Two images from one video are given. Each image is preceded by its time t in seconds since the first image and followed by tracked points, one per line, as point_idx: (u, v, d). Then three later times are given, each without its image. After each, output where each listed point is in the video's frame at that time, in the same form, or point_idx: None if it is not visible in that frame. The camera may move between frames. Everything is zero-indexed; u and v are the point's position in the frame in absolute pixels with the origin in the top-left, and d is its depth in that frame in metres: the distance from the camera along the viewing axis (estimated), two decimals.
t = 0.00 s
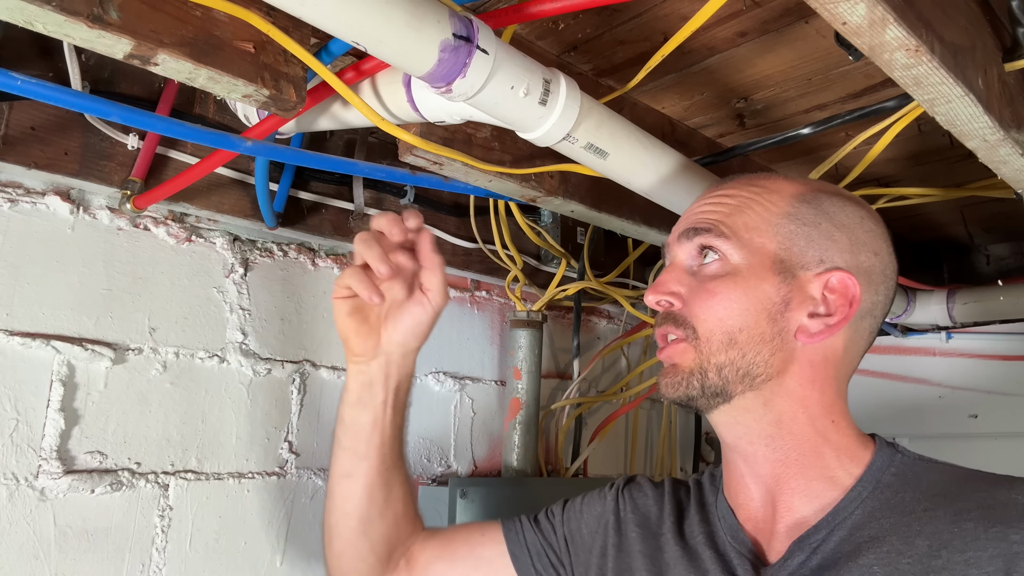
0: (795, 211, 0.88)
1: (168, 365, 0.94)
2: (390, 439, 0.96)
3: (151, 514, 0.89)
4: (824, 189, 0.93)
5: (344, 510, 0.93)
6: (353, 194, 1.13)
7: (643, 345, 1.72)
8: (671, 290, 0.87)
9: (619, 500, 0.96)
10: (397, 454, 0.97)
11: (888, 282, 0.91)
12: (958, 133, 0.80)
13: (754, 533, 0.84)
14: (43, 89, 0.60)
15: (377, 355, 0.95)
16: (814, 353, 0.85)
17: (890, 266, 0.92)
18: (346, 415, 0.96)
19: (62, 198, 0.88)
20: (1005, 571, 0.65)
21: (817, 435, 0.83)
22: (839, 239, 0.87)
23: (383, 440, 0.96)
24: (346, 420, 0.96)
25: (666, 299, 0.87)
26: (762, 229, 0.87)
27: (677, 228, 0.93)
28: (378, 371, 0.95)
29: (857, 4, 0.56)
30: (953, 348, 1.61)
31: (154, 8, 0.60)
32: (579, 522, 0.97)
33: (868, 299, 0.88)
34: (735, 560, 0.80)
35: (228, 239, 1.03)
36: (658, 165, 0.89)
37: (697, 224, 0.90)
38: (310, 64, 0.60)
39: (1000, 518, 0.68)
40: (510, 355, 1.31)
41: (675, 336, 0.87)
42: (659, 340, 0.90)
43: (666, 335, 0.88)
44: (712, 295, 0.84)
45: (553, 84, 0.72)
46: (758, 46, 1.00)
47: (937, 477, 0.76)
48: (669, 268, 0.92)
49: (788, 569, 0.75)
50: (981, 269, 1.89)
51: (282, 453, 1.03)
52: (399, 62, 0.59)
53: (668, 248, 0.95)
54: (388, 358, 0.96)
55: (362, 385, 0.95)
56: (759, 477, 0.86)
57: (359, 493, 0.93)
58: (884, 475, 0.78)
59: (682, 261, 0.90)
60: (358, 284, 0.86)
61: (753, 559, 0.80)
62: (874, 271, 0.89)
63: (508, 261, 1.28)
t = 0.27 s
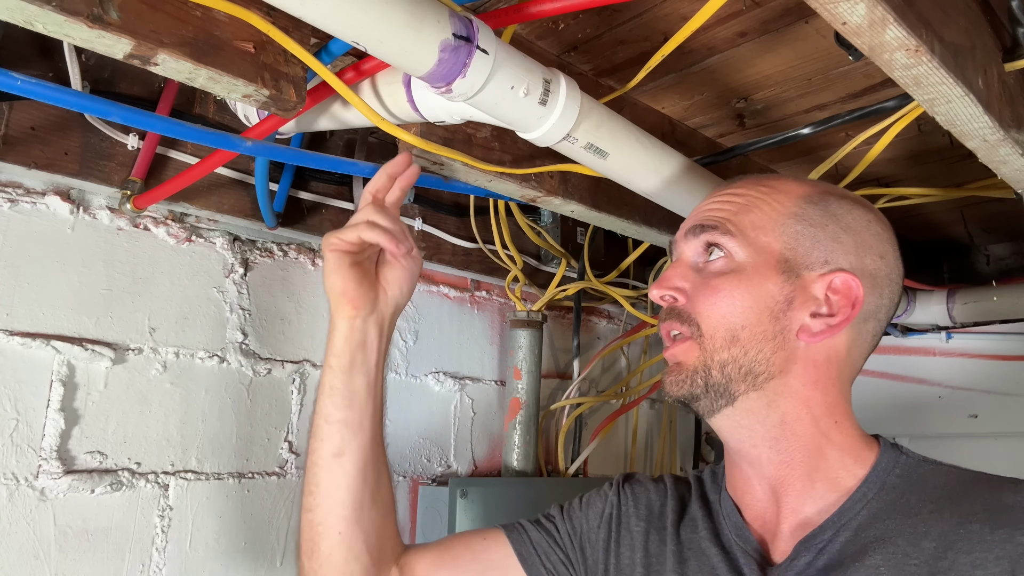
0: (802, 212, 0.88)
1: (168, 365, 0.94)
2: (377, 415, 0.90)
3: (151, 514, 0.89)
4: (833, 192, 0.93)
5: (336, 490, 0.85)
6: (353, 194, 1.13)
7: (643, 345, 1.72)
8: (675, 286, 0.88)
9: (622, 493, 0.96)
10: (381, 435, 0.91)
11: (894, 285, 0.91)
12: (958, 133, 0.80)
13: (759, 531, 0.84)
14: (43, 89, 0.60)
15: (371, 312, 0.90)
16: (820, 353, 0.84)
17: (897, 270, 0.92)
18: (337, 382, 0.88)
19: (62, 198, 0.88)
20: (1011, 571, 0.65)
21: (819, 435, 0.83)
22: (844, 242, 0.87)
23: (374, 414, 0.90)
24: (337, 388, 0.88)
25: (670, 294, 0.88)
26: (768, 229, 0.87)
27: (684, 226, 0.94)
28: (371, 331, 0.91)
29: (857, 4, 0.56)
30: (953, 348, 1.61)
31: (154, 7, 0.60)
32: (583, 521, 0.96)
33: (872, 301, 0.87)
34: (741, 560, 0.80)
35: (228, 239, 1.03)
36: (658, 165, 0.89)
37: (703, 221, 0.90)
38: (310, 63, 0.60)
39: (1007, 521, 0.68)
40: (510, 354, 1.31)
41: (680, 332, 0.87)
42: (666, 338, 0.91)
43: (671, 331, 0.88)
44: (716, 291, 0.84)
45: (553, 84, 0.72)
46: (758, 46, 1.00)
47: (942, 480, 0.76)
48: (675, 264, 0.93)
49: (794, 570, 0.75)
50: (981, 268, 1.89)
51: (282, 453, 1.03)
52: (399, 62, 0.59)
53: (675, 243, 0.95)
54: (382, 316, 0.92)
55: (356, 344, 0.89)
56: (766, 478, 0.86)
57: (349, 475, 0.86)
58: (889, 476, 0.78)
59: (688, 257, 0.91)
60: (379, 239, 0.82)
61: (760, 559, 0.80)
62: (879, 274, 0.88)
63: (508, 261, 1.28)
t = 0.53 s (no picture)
0: (802, 212, 0.88)
1: (168, 365, 0.94)
2: (371, 395, 0.90)
3: (151, 514, 0.89)
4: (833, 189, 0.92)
5: (331, 470, 0.84)
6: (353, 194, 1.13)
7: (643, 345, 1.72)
8: (675, 289, 0.88)
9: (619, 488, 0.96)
10: (376, 417, 0.90)
11: (893, 285, 0.91)
12: (958, 133, 0.80)
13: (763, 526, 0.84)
14: (43, 90, 0.60)
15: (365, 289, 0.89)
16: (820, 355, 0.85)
17: (896, 269, 0.92)
18: (330, 361, 0.88)
19: (63, 198, 0.88)
20: None
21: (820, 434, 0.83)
22: (845, 242, 0.87)
23: (368, 392, 0.89)
24: (331, 366, 0.87)
25: (670, 298, 0.87)
26: (768, 230, 0.87)
27: (682, 227, 0.94)
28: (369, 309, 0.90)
29: (857, 4, 0.56)
30: (953, 348, 1.61)
31: (153, 7, 0.60)
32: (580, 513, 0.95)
33: (872, 301, 0.88)
34: (747, 553, 0.80)
35: (228, 239, 1.03)
36: (658, 165, 0.89)
37: (702, 222, 0.90)
38: (310, 63, 0.60)
39: (1017, 518, 0.68)
40: (509, 355, 1.31)
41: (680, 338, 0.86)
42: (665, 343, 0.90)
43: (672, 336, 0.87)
44: (717, 295, 0.84)
45: (553, 84, 0.72)
46: (758, 46, 1.00)
47: (946, 479, 0.76)
48: (674, 266, 0.92)
49: (802, 563, 0.75)
50: (981, 269, 1.89)
51: (282, 453, 1.03)
52: (400, 62, 0.59)
53: (672, 243, 0.95)
54: (378, 294, 0.91)
55: (355, 322, 0.89)
56: (769, 475, 0.86)
57: (343, 455, 0.85)
58: (894, 475, 0.78)
59: (686, 258, 0.90)
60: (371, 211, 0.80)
61: (765, 553, 0.79)
62: (879, 273, 0.89)
63: (508, 261, 1.28)
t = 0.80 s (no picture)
0: (797, 212, 0.88)
1: (168, 365, 0.94)
2: (358, 435, 0.88)
3: (151, 514, 0.89)
4: (823, 186, 0.92)
5: (320, 518, 0.82)
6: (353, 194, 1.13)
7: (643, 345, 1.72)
8: (671, 291, 0.88)
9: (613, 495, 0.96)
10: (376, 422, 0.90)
11: (888, 283, 0.91)
12: (958, 133, 0.80)
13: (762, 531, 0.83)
14: (43, 89, 0.60)
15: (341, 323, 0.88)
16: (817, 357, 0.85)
17: (890, 267, 0.92)
18: (312, 405, 0.86)
19: (63, 198, 0.88)
20: None
21: (819, 434, 0.83)
22: (841, 241, 0.87)
23: (355, 433, 0.88)
24: (314, 411, 0.86)
25: (666, 300, 0.88)
26: (764, 230, 0.87)
27: (678, 228, 0.94)
28: (347, 347, 0.89)
29: (857, 4, 0.56)
30: (953, 348, 1.61)
31: (153, 7, 0.60)
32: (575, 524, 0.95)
33: (868, 299, 0.88)
34: (746, 557, 0.79)
35: (228, 239, 1.03)
36: (657, 165, 0.89)
37: (697, 223, 0.90)
38: (310, 64, 0.60)
39: (1018, 521, 0.68)
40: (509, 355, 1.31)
41: (679, 339, 0.87)
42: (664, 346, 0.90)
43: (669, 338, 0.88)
44: (714, 297, 0.84)
45: (553, 84, 0.72)
46: (758, 46, 1.00)
47: (945, 480, 0.76)
48: (670, 268, 0.92)
49: (803, 567, 0.74)
50: (981, 269, 1.89)
51: (282, 454, 1.03)
52: (400, 62, 0.59)
53: (668, 244, 0.95)
54: (356, 327, 0.90)
55: (334, 360, 0.88)
56: (769, 476, 0.86)
57: (334, 503, 0.83)
58: (893, 476, 0.78)
59: (682, 259, 0.90)
60: (337, 237, 0.77)
61: (765, 556, 0.79)
62: (874, 272, 0.89)
63: (508, 261, 1.28)
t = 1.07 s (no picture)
0: (802, 209, 0.88)
1: (168, 365, 0.94)
2: (357, 418, 0.87)
3: (151, 514, 0.89)
4: (829, 187, 0.92)
5: (317, 500, 0.81)
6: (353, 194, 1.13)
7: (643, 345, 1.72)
8: (675, 285, 0.88)
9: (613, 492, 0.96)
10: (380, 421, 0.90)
11: (892, 284, 0.91)
12: (958, 133, 0.80)
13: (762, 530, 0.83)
14: (42, 89, 0.60)
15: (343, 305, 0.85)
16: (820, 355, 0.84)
17: (894, 268, 0.92)
18: (312, 387, 0.84)
19: (62, 198, 0.88)
20: None
21: (820, 434, 0.83)
22: (845, 240, 0.87)
23: (354, 416, 0.86)
24: (314, 392, 0.84)
25: (670, 295, 0.88)
26: (769, 227, 0.87)
27: (682, 224, 0.94)
28: (347, 328, 0.86)
29: (857, 4, 0.56)
30: (953, 348, 1.61)
31: (153, 7, 0.60)
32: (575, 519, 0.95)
33: (873, 298, 0.88)
34: (747, 556, 0.79)
35: (228, 239, 1.03)
36: (657, 165, 0.89)
37: (703, 220, 0.90)
38: (310, 64, 0.60)
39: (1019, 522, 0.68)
40: (509, 354, 1.31)
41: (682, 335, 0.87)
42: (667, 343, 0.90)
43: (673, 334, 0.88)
44: (718, 291, 0.84)
45: (553, 84, 0.72)
46: (758, 46, 1.00)
47: (946, 480, 0.76)
48: (674, 263, 0.92)
49: (804, 568, 0.75)
50: (981, 268, 1.89)
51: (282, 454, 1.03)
52: (400, 62, 0.59)
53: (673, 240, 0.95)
54: (358, 312, 0.87)
55: (334, 343, 0.85)
56: (770, 475, 0.86)
57: (333, 485, 0.82)
58: (894, 476, 0.78)
59: (687, 255, 0.91)
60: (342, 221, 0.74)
61: (766, 556, 0.79)
62: (879, 271, 0.89)
63: (508, 261, 1.28)
